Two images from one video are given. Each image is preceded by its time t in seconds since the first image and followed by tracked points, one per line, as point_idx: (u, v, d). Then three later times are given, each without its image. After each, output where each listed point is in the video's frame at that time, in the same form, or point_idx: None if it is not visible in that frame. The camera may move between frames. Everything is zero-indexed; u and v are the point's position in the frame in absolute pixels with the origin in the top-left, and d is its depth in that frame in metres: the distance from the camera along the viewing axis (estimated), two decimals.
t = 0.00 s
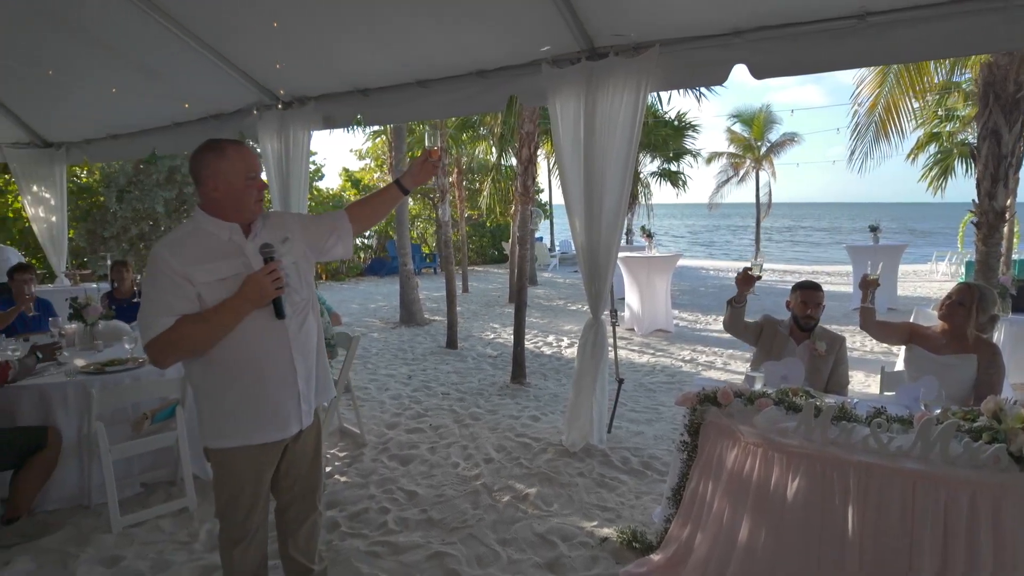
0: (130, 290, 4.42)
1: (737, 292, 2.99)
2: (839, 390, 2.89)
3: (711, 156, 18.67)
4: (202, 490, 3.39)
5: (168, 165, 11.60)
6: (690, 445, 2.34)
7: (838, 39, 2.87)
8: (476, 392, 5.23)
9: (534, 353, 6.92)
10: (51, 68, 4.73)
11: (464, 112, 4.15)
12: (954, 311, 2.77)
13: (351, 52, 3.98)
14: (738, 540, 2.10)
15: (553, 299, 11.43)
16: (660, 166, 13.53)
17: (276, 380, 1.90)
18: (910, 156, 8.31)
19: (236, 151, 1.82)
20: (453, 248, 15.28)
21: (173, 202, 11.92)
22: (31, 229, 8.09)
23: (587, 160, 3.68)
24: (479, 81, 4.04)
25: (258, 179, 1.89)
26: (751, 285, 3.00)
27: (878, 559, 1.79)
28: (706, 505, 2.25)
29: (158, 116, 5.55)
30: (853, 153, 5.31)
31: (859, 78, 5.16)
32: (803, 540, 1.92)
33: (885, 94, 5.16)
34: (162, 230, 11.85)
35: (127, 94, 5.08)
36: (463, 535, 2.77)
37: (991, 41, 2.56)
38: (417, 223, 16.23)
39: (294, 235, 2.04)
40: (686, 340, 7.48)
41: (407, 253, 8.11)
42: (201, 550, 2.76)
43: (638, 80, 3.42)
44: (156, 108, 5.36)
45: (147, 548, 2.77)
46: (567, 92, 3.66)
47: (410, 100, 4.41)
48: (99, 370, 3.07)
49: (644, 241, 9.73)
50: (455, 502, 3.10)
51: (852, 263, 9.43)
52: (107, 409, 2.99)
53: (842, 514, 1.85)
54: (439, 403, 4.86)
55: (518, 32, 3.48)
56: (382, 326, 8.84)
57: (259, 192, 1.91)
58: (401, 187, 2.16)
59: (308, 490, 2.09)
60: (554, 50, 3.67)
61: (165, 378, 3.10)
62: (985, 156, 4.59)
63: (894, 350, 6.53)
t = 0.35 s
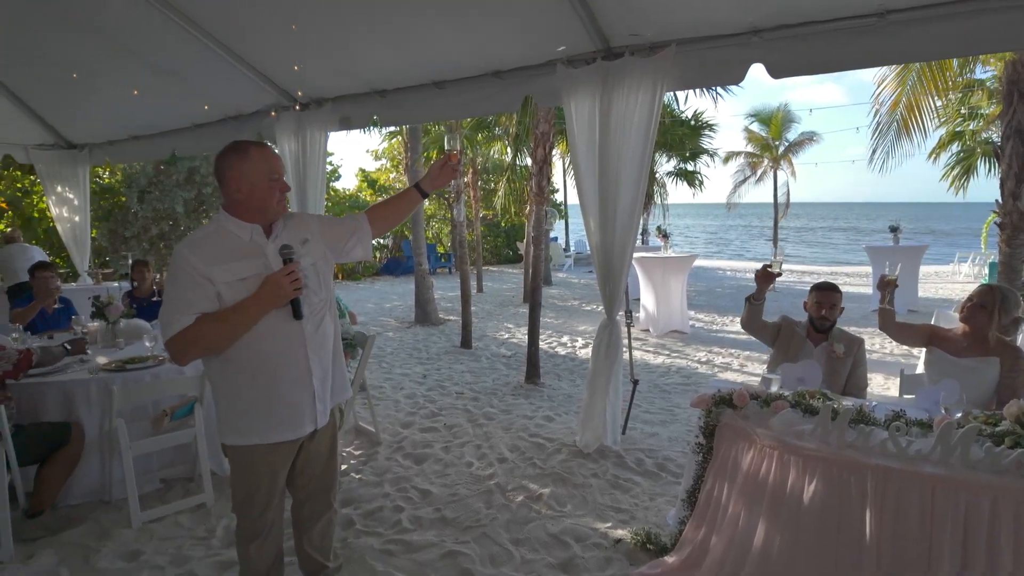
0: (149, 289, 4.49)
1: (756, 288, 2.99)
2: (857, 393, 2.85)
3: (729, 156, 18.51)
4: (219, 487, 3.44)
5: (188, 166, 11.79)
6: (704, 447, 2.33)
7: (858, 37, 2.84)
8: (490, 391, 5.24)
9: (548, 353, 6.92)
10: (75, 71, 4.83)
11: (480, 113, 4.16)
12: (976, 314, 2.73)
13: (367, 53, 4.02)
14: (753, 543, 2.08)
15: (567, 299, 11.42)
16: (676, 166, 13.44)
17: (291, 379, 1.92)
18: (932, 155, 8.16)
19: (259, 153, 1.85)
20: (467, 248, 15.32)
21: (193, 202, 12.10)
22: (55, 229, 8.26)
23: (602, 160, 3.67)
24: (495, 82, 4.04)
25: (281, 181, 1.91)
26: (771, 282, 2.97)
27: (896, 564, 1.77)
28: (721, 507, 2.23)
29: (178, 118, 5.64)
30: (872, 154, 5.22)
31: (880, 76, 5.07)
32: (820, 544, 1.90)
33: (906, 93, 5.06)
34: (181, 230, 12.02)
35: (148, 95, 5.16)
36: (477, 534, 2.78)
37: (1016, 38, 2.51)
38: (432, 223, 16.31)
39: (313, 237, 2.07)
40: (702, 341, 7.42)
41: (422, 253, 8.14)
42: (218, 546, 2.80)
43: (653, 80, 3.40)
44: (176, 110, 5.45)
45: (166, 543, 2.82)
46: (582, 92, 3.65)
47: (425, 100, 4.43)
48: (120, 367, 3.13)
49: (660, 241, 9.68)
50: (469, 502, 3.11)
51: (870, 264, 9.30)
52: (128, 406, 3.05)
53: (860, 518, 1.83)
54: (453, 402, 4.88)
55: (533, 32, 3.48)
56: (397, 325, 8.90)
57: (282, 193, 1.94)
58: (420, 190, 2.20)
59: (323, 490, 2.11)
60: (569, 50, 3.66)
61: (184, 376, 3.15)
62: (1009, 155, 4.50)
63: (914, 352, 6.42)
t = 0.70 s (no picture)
0: (159, 288, 4.52)
1: (763, 281, 2.97)
2: (866, 395, 2.81)
3: (740, 155, 18.38)
4: (226, 485, 3.46)
5: (199, 166, 11.90)
6: (710, 449, 2.31)
7: (868, 35, 2.80)
8: (497, 391, 5.23)
9: (556, 353, 6.90)
10: (87, 72, 4.88)
11: (486, 113, 4.15)
12: (987, 315, 2.69)
13: (374, 53, 4.02)
14: (758, 547, 2.05)
15: (576, 299, 11.39)
16: (687, 166, 13.38)
17: (291, 380, 1.92)
18: (947, 154, 8.05)
19: (267, 156, 1.85)
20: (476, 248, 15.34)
21: (204, 202, 12.20)
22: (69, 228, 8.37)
23: (609, 159, 3.65)
24: (501, 81, 4.04)
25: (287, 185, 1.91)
26: (777, 276, 2.95)
27: (904, 570, 1.74)
28: (727, 509, 2.21)
29: (188, 118, 5.68)
30: (887, 154, 5.16)
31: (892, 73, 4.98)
32: (826, 548, 1.87)
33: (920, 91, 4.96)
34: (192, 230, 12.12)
35: (158, 96, 5.21)
36: (481, 534, 2.78)
37: None
38: (441, 223, 16.32)
39: (318, 239, 2.07)
40: (711, 342, 7.36)
41: (431, 253, 8.15)
42: (224, 544, 2.81)
43: (661, 78, 3.38)
44: (186, 110, 5.49)
45: (173, 541, 2.84)
46: (589, 91, 3.63)
47: (433, 100, 4.43)
48: (128, 366, 3.16)
49: (669, 241, 9.63)
50: (473, 502, 3.10)
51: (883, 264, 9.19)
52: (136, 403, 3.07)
53: (867, 522, 1.80)
54: (460, 402, 4.88)
55: (540, 31, 3.48)
56: (406, 325, 8.91)
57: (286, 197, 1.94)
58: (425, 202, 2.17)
59: (325, 491, 2.11)
60: (576, 49, 3.64)
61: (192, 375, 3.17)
62: None
63: (927, 354, 6.33)
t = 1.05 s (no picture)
0: (171, 288, 4.57)
1: (773, 282, 2.95)
2: (878, 399, 2.78)
3: (751, 155, 18.27)
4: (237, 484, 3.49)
5: (211, 167, 12.02)
6: (719, 452, 2.30)
7: (881, 36, 2.78)
8: (505, 392, 5.24)
9: (565, 354, 6.90)
10: (102, 75, 4.94)
11: (495, 114, 4.16)
12: (1000, 318, 2.66)
13: (385, 55, 4.04)
14: (768, 551, 2.04)
15: (586, 300, 11.37)
16: (697, 166, 13.33)
17: (298, 383, 1.93)
18: (961, 154, 7.97)
19: (283, 164, 1.87)
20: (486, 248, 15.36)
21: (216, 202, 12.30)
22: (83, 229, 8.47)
23: (618, 161, 3.64)
24: (511, 83, 4.04)
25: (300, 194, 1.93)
26: (787, 275, 2.94)
27: None
28: (736, 513, 2.20)
29: (201, 120, 5.74)
30: (894, 154, 5.11)
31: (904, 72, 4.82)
32: (836, 553, 1.86)
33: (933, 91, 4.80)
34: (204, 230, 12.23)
35: (172, 98, 5.27)
36: (490, 536, 2.78)
37: None
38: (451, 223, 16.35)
39: (329, 247, 2.09)
40: (722, 343, 7.33)
41: (440, 254, 8.17)
42: (235, 544, 2.84)
43: (671, 79, 3.37)
44: (199, 113, 5.54)
45: (185, 540, 2.87)
46: (599, 92, 3.62)
47: (442, 102, 4.44)
48: (141, 366, 3.19)
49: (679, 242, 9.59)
50: (482, 503, 3.11)
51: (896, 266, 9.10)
52: (149, 403, 3.11)
53: (878, 527, 1.79)
54: (469, 403, 4.89)
55: (550, 33, 3.48)
56: (415, 325, 8.94)
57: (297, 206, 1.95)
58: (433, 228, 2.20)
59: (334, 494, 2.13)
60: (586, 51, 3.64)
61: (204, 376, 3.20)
62: None
63: (941, 357, 6.27)
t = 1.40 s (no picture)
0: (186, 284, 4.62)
1: (786, 281, 2.92)
2: (893, 399, 2.75)
3: (766, 154, 18.11)
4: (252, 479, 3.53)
5: (227, 168, 12.18)
6: (731, 450, 2.28)
7: (898, 31, 2.74)
8: (517, 391, 5.24)
9: (577, 353, 6.89)
10: (120, 75, 5.02)
11: (508, 112, 4.17)
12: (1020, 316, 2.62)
13: (397, 53, 4.06)
14: (779, 549, 2.02)
15: (598, 299, 11.34)
16: (711, 165, 13.24)
17: (304, 377, 1.95)
18: (981, 152, 7.83)
19: (295, 159, 1.90)
20: (498, 248, 15.38)
21: (232, 202, 12.43)
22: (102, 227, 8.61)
23: (631, 158, 3.63)
24: (523, 81, 4.04)
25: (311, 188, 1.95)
26: (801, 275, 2.91)
27: None
28: (748, 511, 2.18)
29: (217, 120, 5.80)
30: (911, 151, 5.05)
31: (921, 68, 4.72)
32: (849, 551, 1.84)
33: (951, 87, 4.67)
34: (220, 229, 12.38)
35: (188, 97, 5.34)
36: (499, 532, 2.79)
37: None
38: (463, 222, 16.38)
39: (339, 242, 2.13)
40: (735, 343, 7.27)
41: (453, 253, 8.19)
42: (248, 536, 2.87)
43: (684, 76, 3.35)
44: (215, 112, 5.61)
45: (199, 532, 2.91)
46: (611, 90, 3.61)
47: (455, 100, 4.45)
48: (157, 361, 3.24)
49: (693, 241, 9.54)
50: (493, 499, 3.12)
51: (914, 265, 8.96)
52: (165, 397, 3.16)
53: (891, 526, 1.77)
54: (480, 400, 4.90)
55: (562, 30, 3.48)
56: (428, 323, 8.98)
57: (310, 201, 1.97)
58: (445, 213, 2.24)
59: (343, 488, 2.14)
60: (598, 48, 3.63)
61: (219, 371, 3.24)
62: None
63: (959, 357, 6.17)
